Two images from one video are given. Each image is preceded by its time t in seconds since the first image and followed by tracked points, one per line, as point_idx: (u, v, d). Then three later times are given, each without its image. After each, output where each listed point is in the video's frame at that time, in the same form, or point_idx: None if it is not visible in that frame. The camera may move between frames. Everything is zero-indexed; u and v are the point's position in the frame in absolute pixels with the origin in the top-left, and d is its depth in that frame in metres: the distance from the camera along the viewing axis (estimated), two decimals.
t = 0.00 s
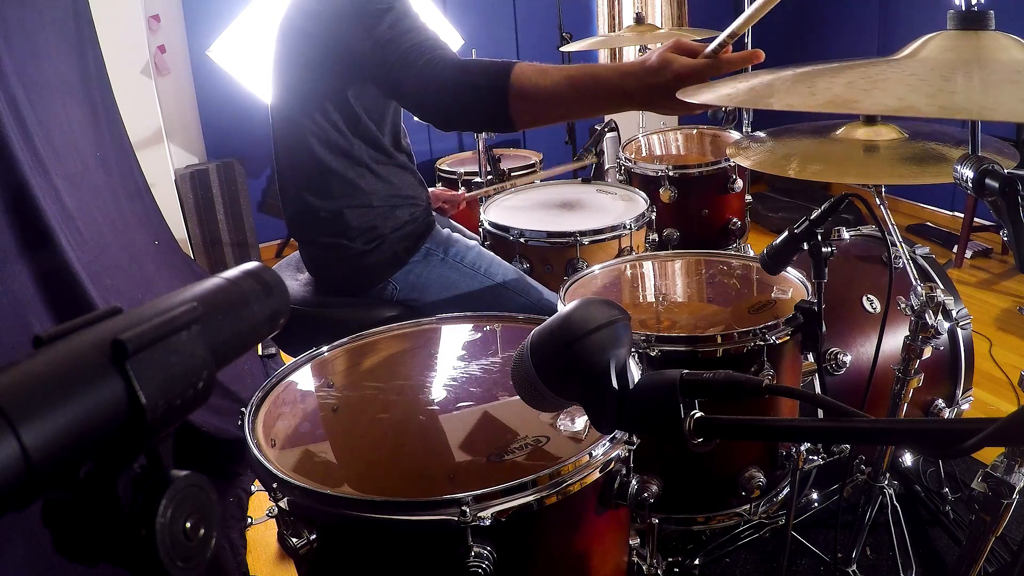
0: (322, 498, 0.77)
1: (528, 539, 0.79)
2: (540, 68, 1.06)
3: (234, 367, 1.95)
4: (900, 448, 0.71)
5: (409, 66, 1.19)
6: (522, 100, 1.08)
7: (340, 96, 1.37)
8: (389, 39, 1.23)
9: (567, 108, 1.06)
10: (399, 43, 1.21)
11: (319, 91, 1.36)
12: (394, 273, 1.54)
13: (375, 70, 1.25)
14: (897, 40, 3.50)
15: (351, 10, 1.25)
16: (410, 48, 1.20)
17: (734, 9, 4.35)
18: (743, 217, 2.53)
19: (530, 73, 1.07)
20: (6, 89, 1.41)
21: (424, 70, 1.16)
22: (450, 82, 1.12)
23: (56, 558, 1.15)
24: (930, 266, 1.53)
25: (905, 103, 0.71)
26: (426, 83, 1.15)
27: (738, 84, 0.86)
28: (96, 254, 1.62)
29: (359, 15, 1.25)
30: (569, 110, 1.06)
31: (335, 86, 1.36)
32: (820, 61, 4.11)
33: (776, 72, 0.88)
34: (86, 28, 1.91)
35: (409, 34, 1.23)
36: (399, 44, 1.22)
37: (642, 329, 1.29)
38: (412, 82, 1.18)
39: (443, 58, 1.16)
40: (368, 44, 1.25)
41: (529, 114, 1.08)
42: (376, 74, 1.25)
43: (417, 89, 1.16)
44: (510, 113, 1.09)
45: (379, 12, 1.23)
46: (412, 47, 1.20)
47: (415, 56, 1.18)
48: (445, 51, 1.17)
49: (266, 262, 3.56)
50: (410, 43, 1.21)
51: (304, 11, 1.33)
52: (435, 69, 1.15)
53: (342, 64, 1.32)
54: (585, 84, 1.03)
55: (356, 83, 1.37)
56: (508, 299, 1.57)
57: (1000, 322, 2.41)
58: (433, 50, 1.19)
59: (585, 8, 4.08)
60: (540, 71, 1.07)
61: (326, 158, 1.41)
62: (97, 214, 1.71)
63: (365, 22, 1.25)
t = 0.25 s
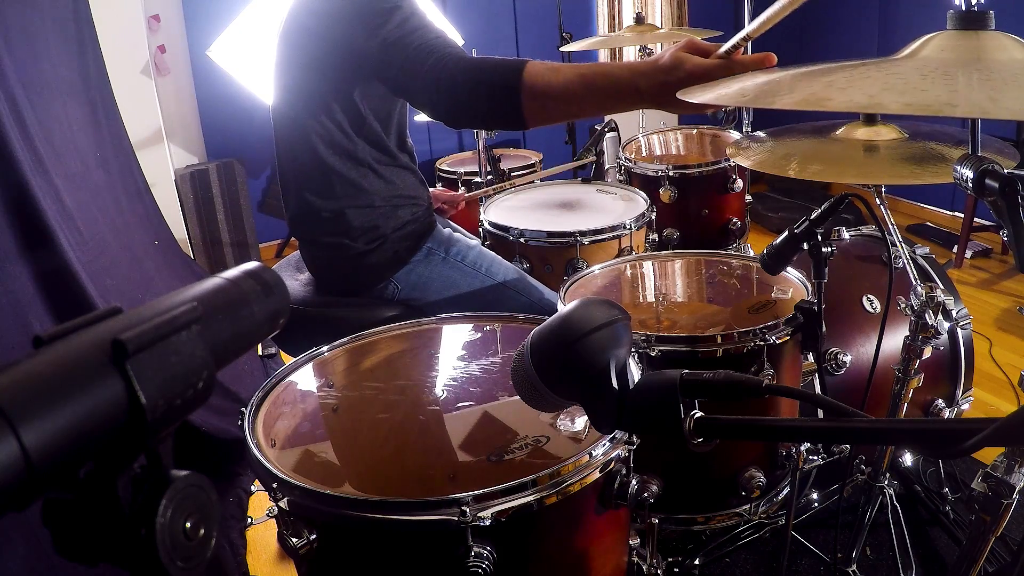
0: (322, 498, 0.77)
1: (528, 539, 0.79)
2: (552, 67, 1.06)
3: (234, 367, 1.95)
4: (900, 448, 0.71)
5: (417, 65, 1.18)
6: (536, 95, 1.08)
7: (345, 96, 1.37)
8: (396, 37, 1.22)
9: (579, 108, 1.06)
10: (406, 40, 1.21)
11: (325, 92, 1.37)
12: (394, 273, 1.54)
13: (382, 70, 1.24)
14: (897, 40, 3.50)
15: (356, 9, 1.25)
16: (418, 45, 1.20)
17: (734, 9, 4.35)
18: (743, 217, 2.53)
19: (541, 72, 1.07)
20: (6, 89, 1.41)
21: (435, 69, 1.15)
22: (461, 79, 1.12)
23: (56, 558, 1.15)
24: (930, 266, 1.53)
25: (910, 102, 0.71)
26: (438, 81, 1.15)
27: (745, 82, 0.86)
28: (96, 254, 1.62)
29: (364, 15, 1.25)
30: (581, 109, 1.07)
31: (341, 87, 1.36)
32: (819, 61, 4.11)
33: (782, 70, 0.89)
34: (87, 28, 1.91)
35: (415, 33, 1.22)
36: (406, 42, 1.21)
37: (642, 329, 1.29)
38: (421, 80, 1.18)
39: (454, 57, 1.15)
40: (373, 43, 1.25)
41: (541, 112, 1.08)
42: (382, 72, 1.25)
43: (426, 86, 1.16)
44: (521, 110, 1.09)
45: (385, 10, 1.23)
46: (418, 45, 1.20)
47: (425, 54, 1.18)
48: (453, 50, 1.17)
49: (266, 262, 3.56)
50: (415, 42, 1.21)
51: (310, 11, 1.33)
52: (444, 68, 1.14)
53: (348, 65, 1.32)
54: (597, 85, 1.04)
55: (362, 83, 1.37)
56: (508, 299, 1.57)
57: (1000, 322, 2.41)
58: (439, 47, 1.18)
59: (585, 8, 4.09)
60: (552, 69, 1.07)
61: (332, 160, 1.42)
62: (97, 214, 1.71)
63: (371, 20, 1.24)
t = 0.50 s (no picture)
0: (322, 498, 0.77)
1: (528, 539, 0.79)
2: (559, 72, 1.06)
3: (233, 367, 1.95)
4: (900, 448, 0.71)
5: (417, 69, 1.18)
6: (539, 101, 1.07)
7: (345, 99, 1.37)
8: (395, 40, 1.21)
9: (582, 114, 1.05)
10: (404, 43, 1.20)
11: (325, 94, 1.37)
12: (394, 273, 1.54)
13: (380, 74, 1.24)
14: (897, 40, 3.50)
15: (355, 11, 1.24)
16: (419, 48, 1.19)
17: (734, 9, 4.35)
18: (743, 217, 2.53)
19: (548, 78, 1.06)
20: (6, 89, 1.41)
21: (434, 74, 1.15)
22: (461, 84, 1.12)
23: (56, 557, 1.15)
24: (930, 266, 1.53)
25: (908, 102, 0.71)
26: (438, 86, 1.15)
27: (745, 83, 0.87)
28: (96, 254, 1.62)
29: (363, 17, 1.24)
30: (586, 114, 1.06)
31: (340, 89, 1.36)
32: (819, 61, 4.12)
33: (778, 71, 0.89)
34: (87, 29, 1.91)
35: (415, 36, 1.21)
36: (405, 46, 1.20)
37: (642, 329, 1.28)
38: (421, 84, 1.17)
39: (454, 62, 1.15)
40: (371, 46, 1.24)
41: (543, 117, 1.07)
42: (380, 74, 1.24)
43: (426, 90, 1.16)
44: (524, 115, 1.09)
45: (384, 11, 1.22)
46: (417, 48, 1.19)
47: (425, 57, 1.17)
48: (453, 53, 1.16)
49: (266, 262, 3.56)
50: (414, 46, 1.20)
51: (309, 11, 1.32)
52: (446, 72, 1.14)
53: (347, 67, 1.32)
54: (602, 90, 1.03)
55: (361, 85, 1.37)
56: (508, 299, 1.58)
57: (1000, 322, 2.41)
58: (439, 51, 1.18)
59: (584, 8, 4.09)
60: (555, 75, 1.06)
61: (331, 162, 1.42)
62: (97, 215, 1.71)
63: (370, 22, 1.23)
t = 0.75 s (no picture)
0: (322, 498, 0.77)
1: (528, 539, 0.79)
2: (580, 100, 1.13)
3: (233, 367, 1.95)
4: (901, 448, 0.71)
5: (424, 78, 1.19)
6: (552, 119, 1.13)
7: (346, 104, 1.37)
8: (400, 47, 1.20)
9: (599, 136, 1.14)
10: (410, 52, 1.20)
11: (327, 97, 1.37)
12: (395, 273, 1.54)
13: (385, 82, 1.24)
14: (897, 40, 3.50)
15: (358, 17, 1.23)
16: (427, 55, 1.19)
17: (734, 9, 4.35)
18: (742, 217, 2.53)
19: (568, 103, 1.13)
20: (6, 89, 1.41)
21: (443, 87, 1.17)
22: (474, 96, 1.15)
23: (56, 557, 1.15)
24: (930, 266, 1.53)
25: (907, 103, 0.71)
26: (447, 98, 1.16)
27: (743, 96, 0.95)
28: (96, 254, 1.62)
29: (366, 25, 1.23)
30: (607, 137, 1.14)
31: (342, 92, 1.36)
32: (819, 61, 4.12)
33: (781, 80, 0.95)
34: (87, 29, 1.91)
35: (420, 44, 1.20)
36: (409, 54, 1.20)
37: (642, 329, 1.28)
38: (428, 93, 1.19)
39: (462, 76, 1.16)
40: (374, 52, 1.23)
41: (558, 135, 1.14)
42: (384, 81, 1.24)
43: (435, 101, 1.18)
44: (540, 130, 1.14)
45: (387, 21, 1.21)
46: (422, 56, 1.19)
47: (434, 67, 1.18)
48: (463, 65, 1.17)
49: (266, 262, 3.56)
50: (418, 54, 1.20)
51: (311, 13, 1.31)
52: (454, 85, 1.16)
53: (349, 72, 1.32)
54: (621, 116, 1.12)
55: (364, 89, 1.36)
56: (508, 299, 1.58)
57: (1000, 322, 2.41)
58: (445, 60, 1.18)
59: (584, 8, 4.09)
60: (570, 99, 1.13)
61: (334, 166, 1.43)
62: (97, 215, 1.71)
63: (372, 29, 1.22)
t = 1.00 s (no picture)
0: (322, 498, 0.77)
1: (529, 539, 0.79)
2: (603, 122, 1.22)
3: (233, 367, 1.94)
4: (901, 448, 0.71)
5: (439, 77, 1.21)
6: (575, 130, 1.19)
7: (348, 106, 1.36)
8: (414, 46, 1.22)
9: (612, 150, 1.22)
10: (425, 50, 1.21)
11: (331, 100, 1.36)
12: (396, 273, 1.54)
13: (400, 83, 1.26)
14: (897, 40, 3.50)
15: (368, 17, 1.24)
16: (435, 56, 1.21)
17: (734, 9, 4.35)
18: (742, 217, 2.53)
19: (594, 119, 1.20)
20: (6, 89, 1.41)
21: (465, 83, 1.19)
22: (501, 94, 1.18)
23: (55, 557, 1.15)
24: (930, 266, 1.53)
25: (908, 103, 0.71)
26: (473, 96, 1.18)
27: (738, 96, 0.95)
28: (96, 254, 1.62)
29: (377, 24, 1.24)
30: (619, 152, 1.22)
31: (345, 95, 1.35)
32: (819, 61, 4.12)
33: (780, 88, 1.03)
34: (86, 28, 1.91)
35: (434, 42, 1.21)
36: (425, 52, 1.21)
37: (642, 329, 1.28)
38: (447, 91, 1.20)
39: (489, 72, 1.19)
40: (386, 53, 1.24)
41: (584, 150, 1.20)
42: (393, 80, 1.27)
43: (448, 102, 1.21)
44: (564, 136, 1.19)
45: (400, 20, 1.22)
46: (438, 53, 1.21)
47: (443, 68, 1.20)
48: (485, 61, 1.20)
49: (266, 262, 3.56)
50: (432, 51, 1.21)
51: (315, 14, 1.31)
52: (480, 82, 1.18)
53: (356, 74, 1.32)
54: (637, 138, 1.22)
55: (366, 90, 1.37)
56: (509, 299, 1.57)
57: (1000, 322, 2.41)
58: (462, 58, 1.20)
59: (584, 8, 4.09)
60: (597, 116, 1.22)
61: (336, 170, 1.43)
62: (97, 215, 1.71)
63: (383, 29, 1.23)
